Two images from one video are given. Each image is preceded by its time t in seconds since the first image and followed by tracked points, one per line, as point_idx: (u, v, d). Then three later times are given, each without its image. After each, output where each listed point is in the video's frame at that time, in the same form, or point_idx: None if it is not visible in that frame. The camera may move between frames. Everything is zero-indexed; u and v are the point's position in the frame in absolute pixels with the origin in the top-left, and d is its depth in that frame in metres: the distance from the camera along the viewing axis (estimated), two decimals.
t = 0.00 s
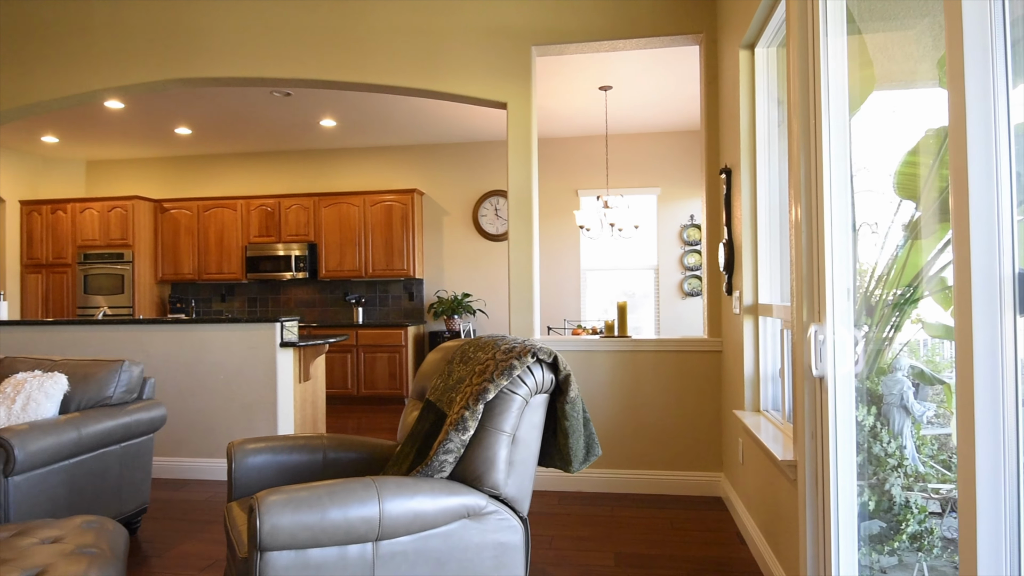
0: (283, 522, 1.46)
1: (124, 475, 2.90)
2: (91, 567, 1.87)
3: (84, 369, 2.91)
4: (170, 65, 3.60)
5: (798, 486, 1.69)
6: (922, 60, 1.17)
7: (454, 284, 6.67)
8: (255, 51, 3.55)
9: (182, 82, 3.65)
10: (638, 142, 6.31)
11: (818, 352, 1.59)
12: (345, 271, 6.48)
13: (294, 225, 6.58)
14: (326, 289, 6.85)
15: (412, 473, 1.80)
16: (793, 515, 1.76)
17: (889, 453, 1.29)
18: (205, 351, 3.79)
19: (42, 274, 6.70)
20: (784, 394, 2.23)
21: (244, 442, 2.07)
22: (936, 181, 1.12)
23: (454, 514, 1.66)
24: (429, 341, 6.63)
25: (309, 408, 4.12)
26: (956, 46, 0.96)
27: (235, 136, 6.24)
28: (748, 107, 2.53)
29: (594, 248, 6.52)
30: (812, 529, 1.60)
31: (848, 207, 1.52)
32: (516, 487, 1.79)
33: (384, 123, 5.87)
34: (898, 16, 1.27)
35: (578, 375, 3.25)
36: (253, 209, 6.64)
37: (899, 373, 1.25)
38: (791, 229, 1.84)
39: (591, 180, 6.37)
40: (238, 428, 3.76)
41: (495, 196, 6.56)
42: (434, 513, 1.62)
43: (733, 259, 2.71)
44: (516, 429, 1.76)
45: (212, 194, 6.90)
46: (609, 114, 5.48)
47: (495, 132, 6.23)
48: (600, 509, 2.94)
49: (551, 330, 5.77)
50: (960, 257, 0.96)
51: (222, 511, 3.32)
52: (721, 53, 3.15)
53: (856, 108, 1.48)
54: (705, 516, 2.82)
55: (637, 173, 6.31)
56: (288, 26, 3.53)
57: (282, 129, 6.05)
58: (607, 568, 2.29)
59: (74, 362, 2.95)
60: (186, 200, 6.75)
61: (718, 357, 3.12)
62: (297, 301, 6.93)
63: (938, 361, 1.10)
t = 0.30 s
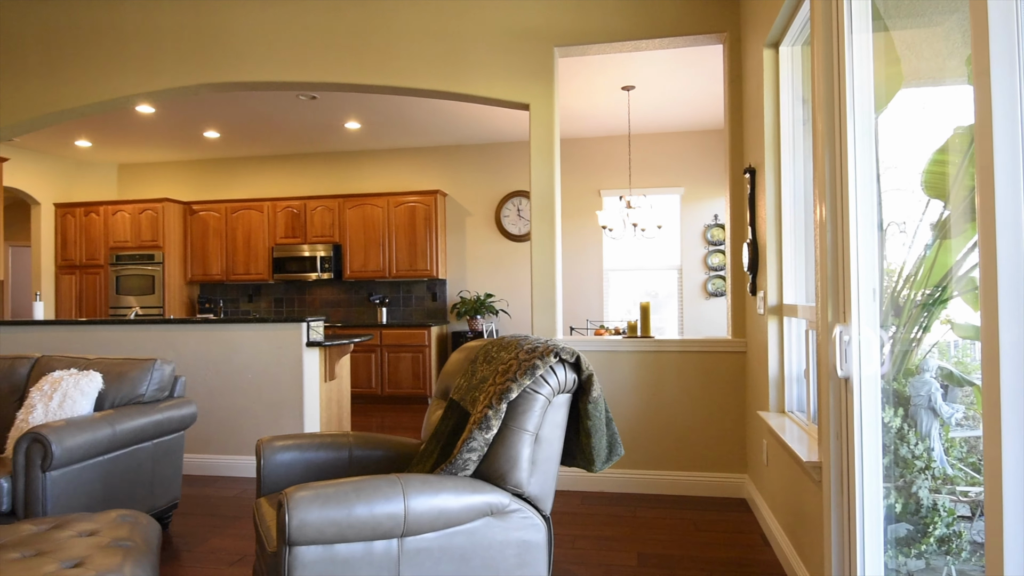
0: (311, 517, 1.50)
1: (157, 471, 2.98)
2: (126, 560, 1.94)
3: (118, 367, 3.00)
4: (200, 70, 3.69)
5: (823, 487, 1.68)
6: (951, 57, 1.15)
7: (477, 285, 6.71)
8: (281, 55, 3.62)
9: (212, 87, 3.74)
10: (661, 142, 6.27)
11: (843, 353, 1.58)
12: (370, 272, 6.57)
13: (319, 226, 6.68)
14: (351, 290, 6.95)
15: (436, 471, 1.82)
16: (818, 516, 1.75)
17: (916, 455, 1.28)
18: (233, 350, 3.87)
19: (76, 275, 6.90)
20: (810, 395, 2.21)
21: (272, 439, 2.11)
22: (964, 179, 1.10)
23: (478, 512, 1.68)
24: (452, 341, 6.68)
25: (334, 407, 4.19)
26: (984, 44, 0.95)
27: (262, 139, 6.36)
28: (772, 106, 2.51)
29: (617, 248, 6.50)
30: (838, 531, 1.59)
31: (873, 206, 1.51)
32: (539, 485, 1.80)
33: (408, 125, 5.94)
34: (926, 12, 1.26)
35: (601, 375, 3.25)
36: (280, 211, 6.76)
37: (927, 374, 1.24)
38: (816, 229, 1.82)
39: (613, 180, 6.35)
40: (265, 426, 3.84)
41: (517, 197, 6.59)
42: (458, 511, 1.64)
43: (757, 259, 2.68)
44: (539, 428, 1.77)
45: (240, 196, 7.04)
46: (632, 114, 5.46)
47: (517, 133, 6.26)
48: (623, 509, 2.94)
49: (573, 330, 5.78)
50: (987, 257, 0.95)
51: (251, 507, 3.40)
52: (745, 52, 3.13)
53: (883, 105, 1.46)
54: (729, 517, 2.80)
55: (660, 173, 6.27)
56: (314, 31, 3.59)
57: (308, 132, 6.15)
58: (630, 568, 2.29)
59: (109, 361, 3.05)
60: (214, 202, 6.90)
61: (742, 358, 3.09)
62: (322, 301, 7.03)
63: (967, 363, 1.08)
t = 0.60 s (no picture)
0: (337, 513, 1.53)
1: (187, 467, 3.06)
2: (158, 553, 2.00)
3: (150, 366, 3.09)
4: (229, 76, 3.78)
5: (848, 489, 1.67)
6: (979, 54, 1.14)
7: (499, 285, 6.74)
8: (306, 60, 3.69)
9: (239, 91, 3.82)
10: (684, 142, 6.23)
11: (867, 354, 1.56)
12: (393, 273, 6.64)
13: (343, 227, 6.77)
14: (374, 290, 7.03)
15: (459, 469, 1.84)
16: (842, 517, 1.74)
17: (944, 457, 1.26)
18: (260, 350, 3.96)
19: (107, 275, 7.09)
20: (834, 396, 2.19)
21: (299, 437, 2.16)
22: (993, 178, 1.09)
23: (501, 510, 1.70)
24: (474, 341, 6.72)
25: (358, 406, 4.25)
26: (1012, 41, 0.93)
27: (288, 142, 6.47)
28: (796, 106, 2.48)
29: (639, 248, 6.47)
30: (862, 533, 1.58)
31: (899, 205, 1.49)
32: (561, 484, 1.82)
33: (430, 127, 5.99)
34: (954, 9, 1.24)
35: (622, 376, 3.24)
36: (305, 212, 6.87)
37: (955, 376, 1.22)
38: (841, 229, 1.81)
39: (635, 181, 6.32)
40: (292, 424, 3.92)
41: (539, 198, 6.60)
42: (481, 509, 1.66)
43: (781, 259, 2.65)
44: (561, 427, 1.79)
45: (266, 198, 7.17)
46: (654, 114, 5.44)
47: (538, 134, 6.27)
48: (646, 510, 2.93)
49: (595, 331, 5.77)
50: (1015, 258, 0.93)
51: (277, 503, 3.47)
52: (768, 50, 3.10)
53: (910, 103, 1.44)
54: (753, 519, 2.78)
55: (682, 173, 6.23)
56: (339, 35, 3.65)
57: (332, 135, 6.24)
58: (653, 569, 2.29)
59: (140, 360, 3.14)
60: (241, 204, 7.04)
61: (766, 359, 3.07)
62: (346, 301, 7.12)
63: (997, 364, 1.07)
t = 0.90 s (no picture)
0: (364, 509, 1.56)
1: (217, 464, 3.14)
2: (191, 547, 2.06)
3: (181, 365, 3.18)
4: (257, 81, 3.86)
5: (876, 491, 1.65)
6: (1011, 50, 1.12)
7: (522, 286, 6.76)
8: (332, 64, 3.76)
9: (267, 95, 3.91)
10: (708, 141, 6.18)
11: (895, 354, 1.55)
12: (417, 273, 6.71)
13: (368, 228, 6.86)
14: (398, 291, 7.11)
15: (483, 468, 1.87)
16: (869, 519, 1.72)
17: (973, 460, 1.24)
18: (288, 349, 4.04)
19: (139, 276, 7.27)
20: (862, 398, 2.16)
21: (326, 435, 2.20)
22: None
23: (525, 509, 1.71)
24: (497, 342, 6.75)
25: (383, 405, 4.31)
26: None
27: (314, 144, 6.58)
28: (822, 104, 2.46)
29: (662, 248, 6.43)
30: (890, 534, 1.57)
31: (927, 204, 1.47)
32: (584, 484, 1.83)
33: (453, 129, 6.04)
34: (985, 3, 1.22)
35: (646, 376, 3.23)
36: (330, 214, 6.97)
37: (985, 377, 1.20)
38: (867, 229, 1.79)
39: (659, 180, 6.28)
40: (318, 422, 3.99)
41: (562, 198, 6.61)
42: (505, 507, 1.68)
43: (807, 259, 2.62)
44: (584, 427, 1.80)
45: (292, 200, 7.29)
46: (678, 114, 5.41)
47: (560, 134, 6.28)
48: (670, 511, 2.92)
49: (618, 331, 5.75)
50: None
51: (305, 500, 3.53)
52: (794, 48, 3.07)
53: (938, 99, 1.42)
54: (778, 521, 2.76)
55: (707, 172, 6.17)
56: (364, 39, 3.71)
57: (357, 137, 6.33)
58: (676, 569, 2.29)
59: (172, 359, 3.23)
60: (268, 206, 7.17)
61: (792, 360, 3.04)
62: (371, 302, 7.21)
63: None
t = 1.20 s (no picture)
0: (390, 506, 1.59)
1: (246, 461, 3.22)
2: (221, 541, 2.12)
3: (211, 364, 3.26)
4: (284, 86, 3.94)
5: (903, 494, 1.63)
6: None
7: (544, 286, 6.78)
8: (357, 67, 3.82)
9: (293, 98, 3.98)
10: (731, 140, 6.12)
11: (922, 356, 1.53)
12: (439, 274, 6.76)
13: (391, 229, 6.94)
14: (421, 291, 7.17)
15: (506, 466, 1.89)
16: (896, 522, 1.70)
17: (1003, 462, 1.22)
18: (313, 349, 4.11)
19: (168, 277, 7.44)
20: (889, 399, 2.13)
21: (351, 433, 2.24)
22: None
23: (548, 508, 1.73)
24: (519, 342, 6.78)
25: (406, 404, 4.36)
26: None
27: (338, 147, 6.68)
28: (847, 102, 2.43)
29: (686, 248, 6.39)
30: (917, 537, 1.55)
31: (954, 203, 1.45)
32: (607, 483, 1.84)
33: (475, 130, 6.08)
34: None
35: (670, 377, 3.21)
36: (354, 215, 7.06)
37: (1014, 379, 1.17)
38: (895, 229, 1.77)
39: (682, 180, 6.23)
40: (343, 421, 4.05)
41: (584, 199, 6.61)
42: (528, 505, 1.70)
43: (833, 259, 2.59)
44: (607, 427, 1.81)
45: (317, 202, 7.41)
46: (701, 113, 5.37)
47: (582, 134, 6.28)
48: (693, 512, 2.91)
49: (641, 332, 5.73)
50: None
51: (330, 497, 3.60)
52: (819, 46, 3.04)
53: (967, 96, 1.39)
54: (803, 523, 2.73)
55: (730, 171, 6.11)
56: (388, 43, 3.76)
57: (381, 139, 6.41)
58: (699, 570, 2.28)
59: (202, 358, 3.31)
60: (294, 208, 7.30)
61: (818, 361, 3.00)
62: (394, 302, 7.29)
63: None
